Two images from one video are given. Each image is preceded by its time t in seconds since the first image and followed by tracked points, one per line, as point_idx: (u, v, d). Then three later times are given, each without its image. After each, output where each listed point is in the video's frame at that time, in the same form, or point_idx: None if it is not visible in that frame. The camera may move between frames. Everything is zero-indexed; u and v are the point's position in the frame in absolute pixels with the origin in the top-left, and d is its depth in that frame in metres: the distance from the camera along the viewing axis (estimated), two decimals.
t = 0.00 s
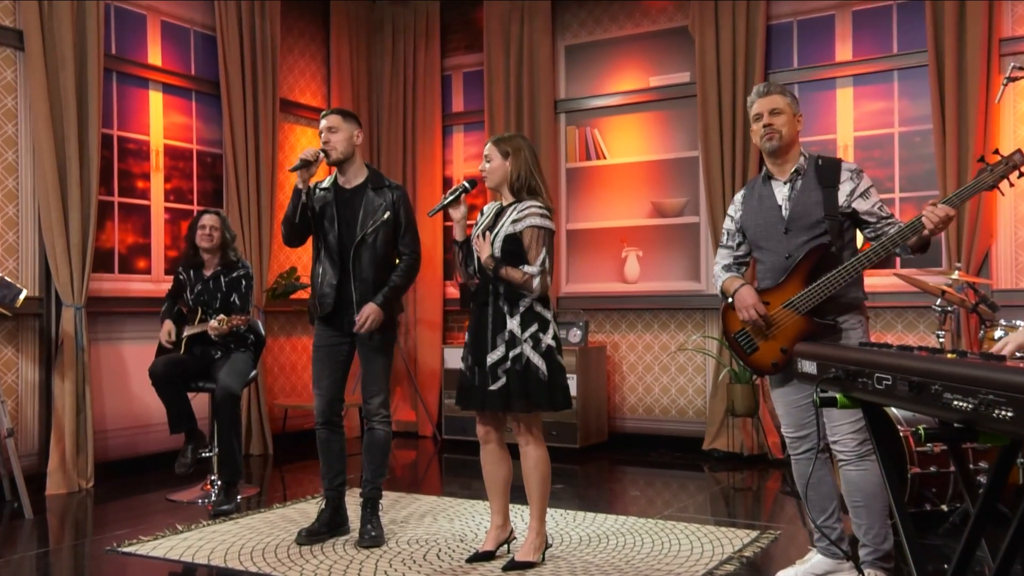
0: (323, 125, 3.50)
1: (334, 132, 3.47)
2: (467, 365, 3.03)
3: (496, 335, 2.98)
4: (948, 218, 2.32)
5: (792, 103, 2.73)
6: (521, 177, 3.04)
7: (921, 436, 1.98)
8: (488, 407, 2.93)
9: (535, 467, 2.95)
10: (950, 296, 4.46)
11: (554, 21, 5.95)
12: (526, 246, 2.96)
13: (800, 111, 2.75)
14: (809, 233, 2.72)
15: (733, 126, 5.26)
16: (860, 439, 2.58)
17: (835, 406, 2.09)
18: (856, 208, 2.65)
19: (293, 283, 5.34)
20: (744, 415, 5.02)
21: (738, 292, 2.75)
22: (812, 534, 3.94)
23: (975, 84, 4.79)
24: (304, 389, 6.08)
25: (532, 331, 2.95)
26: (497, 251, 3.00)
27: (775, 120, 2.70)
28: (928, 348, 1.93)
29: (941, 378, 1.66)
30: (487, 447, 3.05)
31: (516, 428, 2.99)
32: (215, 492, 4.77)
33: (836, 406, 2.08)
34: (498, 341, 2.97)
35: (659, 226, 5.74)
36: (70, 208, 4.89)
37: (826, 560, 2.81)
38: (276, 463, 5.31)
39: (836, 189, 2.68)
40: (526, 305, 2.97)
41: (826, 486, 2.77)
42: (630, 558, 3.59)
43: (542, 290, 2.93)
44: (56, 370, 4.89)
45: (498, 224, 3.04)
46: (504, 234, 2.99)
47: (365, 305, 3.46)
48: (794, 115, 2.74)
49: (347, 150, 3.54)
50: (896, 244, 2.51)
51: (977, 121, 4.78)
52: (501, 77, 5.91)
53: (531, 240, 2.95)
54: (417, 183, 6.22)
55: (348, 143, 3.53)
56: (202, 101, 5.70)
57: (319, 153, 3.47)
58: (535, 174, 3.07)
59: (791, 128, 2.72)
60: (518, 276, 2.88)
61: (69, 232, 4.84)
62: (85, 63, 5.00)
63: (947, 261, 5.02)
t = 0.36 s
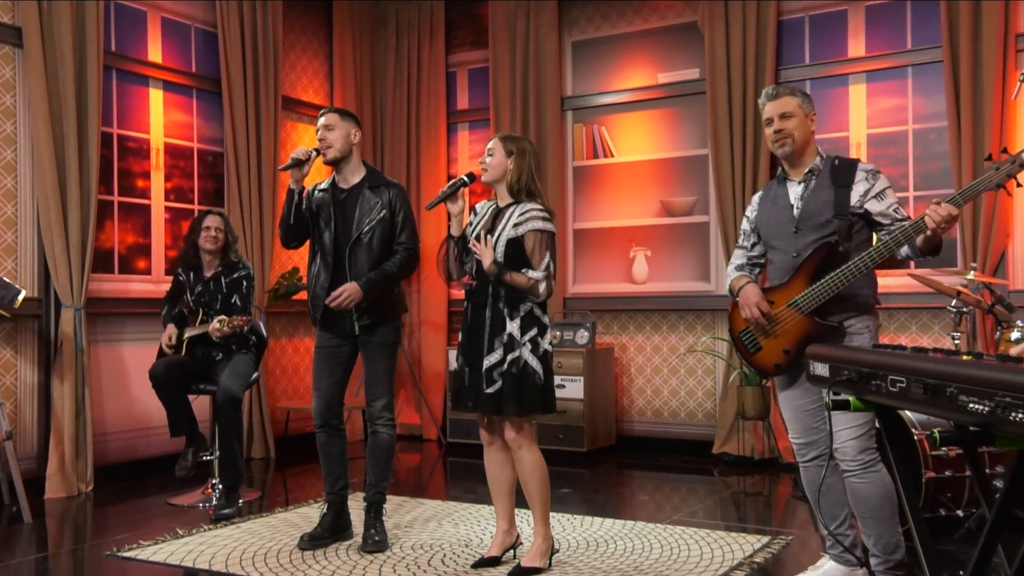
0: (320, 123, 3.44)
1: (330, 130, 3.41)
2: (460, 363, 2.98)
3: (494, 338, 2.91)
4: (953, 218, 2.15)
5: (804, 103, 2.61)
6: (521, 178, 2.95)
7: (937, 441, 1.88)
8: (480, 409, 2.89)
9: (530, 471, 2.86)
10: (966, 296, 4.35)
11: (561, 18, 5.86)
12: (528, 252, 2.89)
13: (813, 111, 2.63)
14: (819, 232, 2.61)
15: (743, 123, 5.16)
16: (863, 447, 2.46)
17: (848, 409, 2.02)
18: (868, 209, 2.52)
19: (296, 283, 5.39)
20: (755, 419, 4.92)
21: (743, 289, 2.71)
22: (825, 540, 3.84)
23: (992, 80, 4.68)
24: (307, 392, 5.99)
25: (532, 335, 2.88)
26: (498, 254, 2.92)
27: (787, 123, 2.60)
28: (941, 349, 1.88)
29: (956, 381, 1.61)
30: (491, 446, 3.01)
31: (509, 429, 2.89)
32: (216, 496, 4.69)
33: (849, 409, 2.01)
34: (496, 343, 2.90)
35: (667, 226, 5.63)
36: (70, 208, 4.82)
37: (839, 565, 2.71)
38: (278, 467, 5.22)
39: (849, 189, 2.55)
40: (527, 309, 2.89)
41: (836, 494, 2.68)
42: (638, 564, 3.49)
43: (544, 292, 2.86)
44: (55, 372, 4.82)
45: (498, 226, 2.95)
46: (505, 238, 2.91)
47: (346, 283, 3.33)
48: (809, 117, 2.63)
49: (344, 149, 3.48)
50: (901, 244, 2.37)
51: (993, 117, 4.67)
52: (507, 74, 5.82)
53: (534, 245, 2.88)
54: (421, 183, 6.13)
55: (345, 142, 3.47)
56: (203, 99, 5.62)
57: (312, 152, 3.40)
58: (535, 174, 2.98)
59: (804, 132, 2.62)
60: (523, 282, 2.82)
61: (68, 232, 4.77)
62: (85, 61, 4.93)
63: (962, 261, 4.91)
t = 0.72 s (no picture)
0: (319, 122, 3.36)
1: (331, 127, 3.33)
2: (462, 368, 2.95)
3: (504, 341, 2.87)
4: (952, 222, 2.04)
5: (829, 97, 2.49)
6: (530, 182, 3.00)
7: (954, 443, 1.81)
8: (490, 414, 2.84)
9: (525, 475, 2.85)
10: (983, 296, 4.25)
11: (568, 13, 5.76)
12: (544, 257, 2.91)
13: (841, 106, 2.49)
14: (835, 230, 2.51)
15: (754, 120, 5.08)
16: (859, 450, 2.37)
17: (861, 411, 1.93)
18: (888, 208, 2.39)
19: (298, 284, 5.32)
20: (766, 421, 4.82)
21: (753, 286, 2.64)
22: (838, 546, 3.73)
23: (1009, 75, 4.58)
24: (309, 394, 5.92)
25: (543, 337, 2.89)
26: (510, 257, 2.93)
27: (801, 118, 2.51)
28: (960, 350, 1.77)
29: (971, 382, 1.52)
30: (491, 452, 3.01)
31: (504, 432, 2.86)
32: (217, 500, 4.60)
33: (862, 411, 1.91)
34: (506, 347, 2.86)
35: (677, 225, 5.53)
36: (69, 207, 4.74)
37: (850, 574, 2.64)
38: (280, 470, 5.14)
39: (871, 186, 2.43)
40: (537, 312, 2.90)
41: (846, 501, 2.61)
42: (647, 571, 3.39)
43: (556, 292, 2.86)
44: (54, 374, 4.74)
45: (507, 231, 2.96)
46: (518, 242, 2.92)
47: (338, 266, 3.26)
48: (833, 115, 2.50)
49: (344, 147, 3.40)
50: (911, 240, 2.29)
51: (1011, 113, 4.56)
52: (513, 71, 5.73)
53: (549, 251, 2.91)
54: (425, 182, 6.04)
55: (345, 139, 3.39)
56: (204, 97, 5.54)
57: (311, 150, 3.32)
58: (539, 179, 3.03)
59: (821, 126, 2.49)
60: (544, 285, 2.84)
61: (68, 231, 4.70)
62: (85, 57, 4.86)
63: (978, 261, 4.80)
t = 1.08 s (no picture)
0: (323, 115, 3.27)
1: (335, 120, 3.24)
2: (471, 371, 2.87)
3: (517, 340, 2.80)
4: (914, 213, 1.88)
5: (854, 81, 2.43)
6: (535, 178, 2.91)
7: (968, 445, 1.76)
8: (509, 413, 2.77)
9: (536, 476, 2.78)
10: (999, 297, 4.15)
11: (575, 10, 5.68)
12: (553, 253, 2.84)
13: (870, 88, 2.41)
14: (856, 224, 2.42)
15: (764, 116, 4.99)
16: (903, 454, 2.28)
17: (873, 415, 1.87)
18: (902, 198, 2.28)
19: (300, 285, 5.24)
20: (776, 424, 4.73)
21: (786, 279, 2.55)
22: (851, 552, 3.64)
23: None
24: (311, 396, 5.84)
25: (555, 333, 2.83)
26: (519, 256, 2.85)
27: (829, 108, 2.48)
28: (974, 353, 1.73)
29: (989, 385, 1.48)
30: (497, 455, 2.93)
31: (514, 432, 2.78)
32: (218, 504, 4.52)
33: (875, 415, 1.85)
34: (521, 345, 2.79)
35: (685, 224, 5.44)
36: (68, 205, 4.67)
37: None
38: (282, 474, 5.06)
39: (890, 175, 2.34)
40: (549, 310, 2.84)
41: (870, 505, 2.49)
42: None
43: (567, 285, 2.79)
44: (52, 376, 4.67)
45: (514, 230, 2.87)
46: (529, 239, 2.86)
47: (339, 255, 3.17)
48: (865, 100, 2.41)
49: (348, 140, 3.31)
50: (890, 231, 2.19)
51: None
52: (519, 68, 5.65)
53: (558, 246, 2.83)
54: (429, 180, 5.99)
55: (349, 133, 3.30)
56: (205, 94, 5.47)
57: (318, 141, 3.22)
58: (544, 176, 2.94)
59: (847, 112, 2.43)
60: (555, 281, 2.76)
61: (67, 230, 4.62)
62: (85, 54, 4.79)
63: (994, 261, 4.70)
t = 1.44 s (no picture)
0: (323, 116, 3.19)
1: (336, 121, 3.16)
2: (482, 378, 2.81)
3: (535, 348, 2.76)
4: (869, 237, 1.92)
5: (875, 79, 2.29)
6: (543, 179, 2.89)
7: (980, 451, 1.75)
8: (524, 420, 2.70)
9: (538, 483, 2.71)
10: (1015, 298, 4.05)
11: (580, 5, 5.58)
12: (567, 255, 2.83)
13: (890, 85, 2.26)
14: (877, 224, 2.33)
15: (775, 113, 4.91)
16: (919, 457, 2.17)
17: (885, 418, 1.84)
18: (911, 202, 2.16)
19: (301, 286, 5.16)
20: (786, 428, 4.64)
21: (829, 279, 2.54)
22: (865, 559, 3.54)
23: None
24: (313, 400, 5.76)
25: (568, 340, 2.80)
26: (535, 260, 2.83)
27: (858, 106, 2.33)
28: (987, 356, 1.71)
29: (1004, 389, 1.46)
30: (498, 464, 2.87)
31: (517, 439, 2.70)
32: (218, 509, 4.44)
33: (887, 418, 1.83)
34: (539, 353, 2.75)
35: (694, 224, 5.34)
36: (66, 205, 4.60)
37: None
38: (283, 479, 4.98)
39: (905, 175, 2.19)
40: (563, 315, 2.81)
41: (872, 507, 2.40)
42: None
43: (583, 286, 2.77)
44: (49, 378, 4.59)
45: (528, 235, 2.85)
46: (545, 243, 2.82)
47: (349, 260, 3.13)
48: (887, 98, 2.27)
49: (349, 142, 3.23)
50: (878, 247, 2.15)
51: None
52: (523, 65, 5.56)
53: (573, 247, 2.83)
54: (432, 180, 5.90)
55: (350, 134, 3.22)
56: (205, 92, 5.39)
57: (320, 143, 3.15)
58: (551, 176, 2.92)
59: (872, 110, 2.29)
60: (571, 285, 2.77)
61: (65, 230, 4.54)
62: (83, 51, 4.72)
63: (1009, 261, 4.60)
